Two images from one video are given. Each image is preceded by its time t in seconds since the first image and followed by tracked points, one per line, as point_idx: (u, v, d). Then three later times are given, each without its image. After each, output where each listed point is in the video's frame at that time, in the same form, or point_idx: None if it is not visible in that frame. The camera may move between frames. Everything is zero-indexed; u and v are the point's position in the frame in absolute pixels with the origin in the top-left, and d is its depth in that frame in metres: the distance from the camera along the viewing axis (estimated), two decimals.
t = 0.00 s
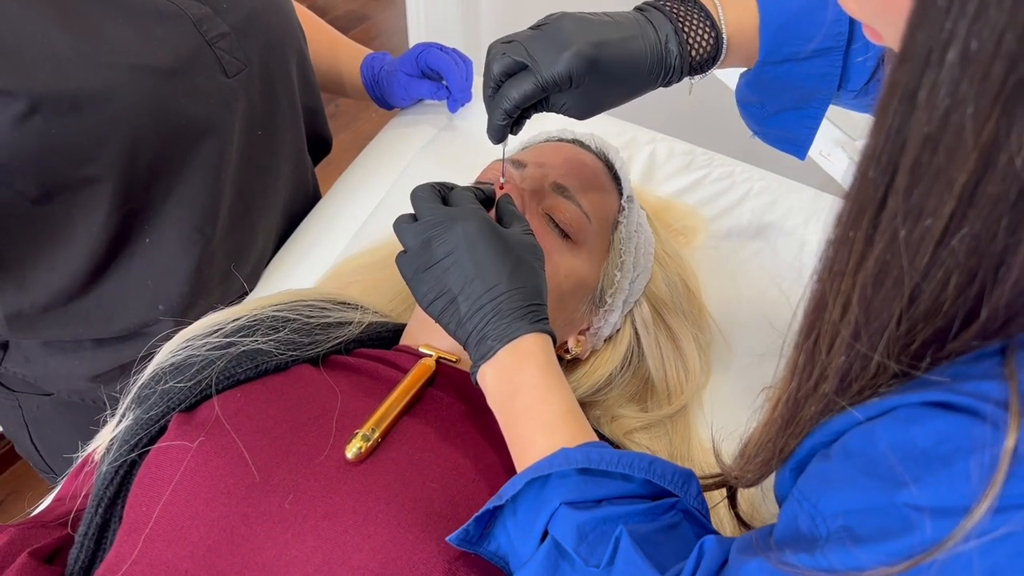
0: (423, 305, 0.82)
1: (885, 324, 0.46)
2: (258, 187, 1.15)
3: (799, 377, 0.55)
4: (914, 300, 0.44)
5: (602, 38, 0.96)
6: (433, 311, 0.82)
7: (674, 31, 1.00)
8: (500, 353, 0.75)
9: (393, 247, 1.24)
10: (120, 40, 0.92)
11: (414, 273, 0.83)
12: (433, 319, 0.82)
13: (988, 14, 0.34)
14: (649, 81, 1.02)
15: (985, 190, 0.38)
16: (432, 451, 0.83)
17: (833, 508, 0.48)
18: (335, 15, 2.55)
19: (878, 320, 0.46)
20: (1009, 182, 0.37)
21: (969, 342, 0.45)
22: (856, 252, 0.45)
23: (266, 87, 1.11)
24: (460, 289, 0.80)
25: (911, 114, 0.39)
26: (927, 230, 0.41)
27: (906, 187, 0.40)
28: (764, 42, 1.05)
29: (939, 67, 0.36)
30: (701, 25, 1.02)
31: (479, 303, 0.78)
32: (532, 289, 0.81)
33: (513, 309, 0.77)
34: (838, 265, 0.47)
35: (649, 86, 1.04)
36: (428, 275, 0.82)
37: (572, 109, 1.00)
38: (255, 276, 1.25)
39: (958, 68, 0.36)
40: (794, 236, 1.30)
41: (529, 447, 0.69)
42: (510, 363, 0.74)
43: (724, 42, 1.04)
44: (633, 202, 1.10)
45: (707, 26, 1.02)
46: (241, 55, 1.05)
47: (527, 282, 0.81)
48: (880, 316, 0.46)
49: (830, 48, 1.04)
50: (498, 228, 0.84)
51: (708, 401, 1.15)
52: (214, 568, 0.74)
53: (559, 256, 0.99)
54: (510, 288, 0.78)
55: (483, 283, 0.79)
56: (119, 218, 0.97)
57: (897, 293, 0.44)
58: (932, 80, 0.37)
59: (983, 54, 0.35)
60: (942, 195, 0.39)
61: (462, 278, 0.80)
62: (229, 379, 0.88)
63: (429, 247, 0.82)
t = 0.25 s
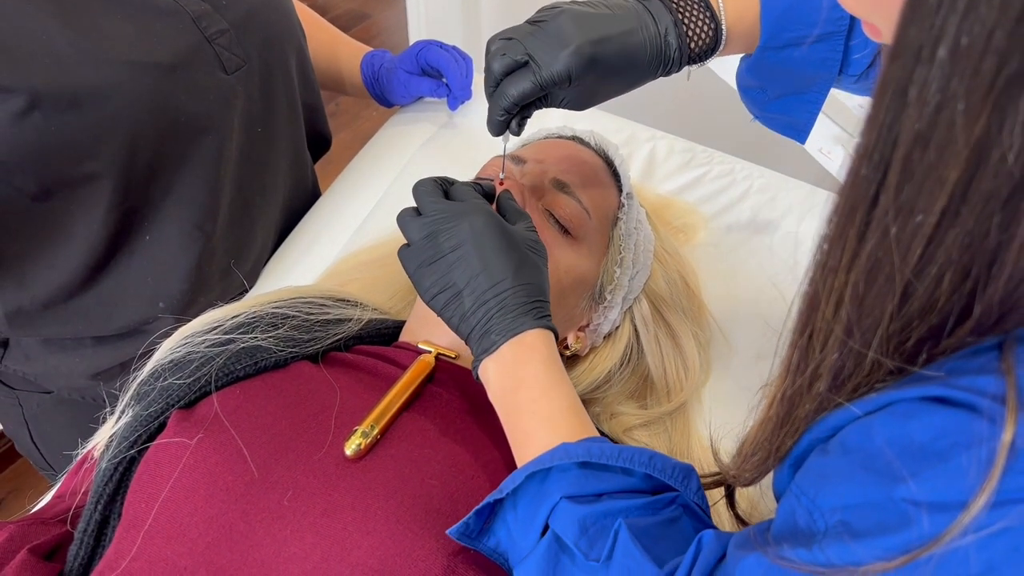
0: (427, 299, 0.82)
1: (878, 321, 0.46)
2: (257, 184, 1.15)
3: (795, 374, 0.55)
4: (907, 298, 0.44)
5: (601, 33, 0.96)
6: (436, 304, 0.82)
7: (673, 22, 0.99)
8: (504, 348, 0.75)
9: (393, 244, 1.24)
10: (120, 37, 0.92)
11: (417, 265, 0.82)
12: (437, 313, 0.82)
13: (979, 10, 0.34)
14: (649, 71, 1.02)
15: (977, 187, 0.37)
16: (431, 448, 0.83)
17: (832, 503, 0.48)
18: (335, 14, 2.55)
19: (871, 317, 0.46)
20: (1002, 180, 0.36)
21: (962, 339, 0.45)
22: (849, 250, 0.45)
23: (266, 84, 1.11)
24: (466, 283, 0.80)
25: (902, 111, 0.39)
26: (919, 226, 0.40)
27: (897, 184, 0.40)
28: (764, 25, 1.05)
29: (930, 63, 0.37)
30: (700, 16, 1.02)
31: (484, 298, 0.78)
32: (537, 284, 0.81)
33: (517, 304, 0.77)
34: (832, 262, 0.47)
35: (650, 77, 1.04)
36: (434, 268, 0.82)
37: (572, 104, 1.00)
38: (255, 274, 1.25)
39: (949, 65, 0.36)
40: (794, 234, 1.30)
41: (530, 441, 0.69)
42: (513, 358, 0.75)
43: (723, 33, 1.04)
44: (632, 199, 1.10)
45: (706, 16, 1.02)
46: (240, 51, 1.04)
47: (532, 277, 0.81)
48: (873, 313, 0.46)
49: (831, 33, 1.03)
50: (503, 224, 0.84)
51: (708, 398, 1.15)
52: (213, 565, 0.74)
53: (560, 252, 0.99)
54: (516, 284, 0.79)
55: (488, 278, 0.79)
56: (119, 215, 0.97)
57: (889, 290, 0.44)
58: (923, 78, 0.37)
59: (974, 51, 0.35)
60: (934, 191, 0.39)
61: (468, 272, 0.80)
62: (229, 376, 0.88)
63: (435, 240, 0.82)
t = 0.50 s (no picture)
0: (428, 292, 0.82)
1: (873, 319, 0.46)
2: (258, 182, 1.15)
3: (792, 372, 0.54)
4: (903, 295, 0.44)
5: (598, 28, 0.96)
6: (438, 298, 0.82)
7: (670, 16, 1.00)
8: (506, 342, 0.75)
9: (394, 243, 1.24)
10: (122, 34, 0.92)
11: (420, 258, 0.82)
12: (438, 306, 0.82)
13: (973, 9, 0.34)
14: (647, 63, 1.02)
15: (971, 186, 0.37)
16: (432, 446, 0.83)
17: (832, 499, 0.48)
18: (336, 13, 2.55)
19: (866, 315, 0.46)
20: (997, 179, 0.37)
21: (958, 338, 0.45)
22: (844, 249, 0.45)
23: (267, 83, 1.11)
24: (469, 277, 0.80)
25: (897, 109, 0.39)
26: (913, 224, 0.40)
27: (891, 182, 0.40)
28: (762, 15, 1.05)
29: (925, 61, 0.37)
30: (696, 10, 1.03)
31: (487, 292, 0.78)
32: (540, 281, 0.81)
33: (521, 299, 0.77)
34: (827, 260, 0.47)
35: (647, 70, 1.04)
36: (437, 261, 0.82)
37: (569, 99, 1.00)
38: (256, 272, 1.25)
39: (944, 63, 0.36)
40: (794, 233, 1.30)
41: (532, 436, 0.69)
42: (513, 352, 0.75)
43: (718, 27, 1.05)
44: (633, 197, 1.10)
45: (702, 10, 1.03)
46: (242, 49, 1.05)
47: (535, 274, 0.81)
48: (869, 311, 0.46)
49: (831, 21, 1.03)
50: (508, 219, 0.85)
51: (708, 396, 1.15)
52: (213, 564, 0.74)
53: (561, 247, 0.99)
54: (519, 279, 0.79)
55: (492, 273, 0.79)
56: (120, 213, 0.97)
57: (884, 288, 0.44)
58: (917, 77, 0.37)
59: (968, 49, 0.35)
60: (929, 188, 0.39)
61: (471, 267, 0.80)
62: (229, 374, 0.88)
63: (439, 232, 0.83)
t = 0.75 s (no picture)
0: (428, 294, 0.82)
1: (867, 325, 0.46)
2: (260, 182, 1.16)
3: (789, 375, 0.54)
4: (898, 299, 0.44)
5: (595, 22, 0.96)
6: (438, 300, 0.82)
7: (668, 8, 0.99)
8: (506, 345, 0.76)
9: (395, 243, 1.24)
10: (124, 35, 0.92)
11: (421, 261, 0.83)
12: (438, 308, 0.82)
13: (966, 15, 0.34)
14: (645, 57, 1.02)
15: (965, 191, 0.37)
16: (433, 446, 0.83)
17: (831, 500, 0.48)
18: (337, 12, 2.55)
19: (860, 319, 0.46)
20: (991, 183, 0.37)
21: (953, 342, 0.45)
22: (839, 252, 0.45)
23: (269, 84, 1.11)
24: (469, 279, 0.80)
25: (890, 115, 0.39)
26: (908, 229, 0.41)
27: (885, 187, 0.41)
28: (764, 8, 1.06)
29: (917, 67, 0.37)
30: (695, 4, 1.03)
31: (488, 295, 0.78)
32: (540, 283, 0.81)
33: (522, 301, 0.77)
34: (822, 264, 0.47)
35: (648, 61, 1.04)
36: (438, 262, 0.82)
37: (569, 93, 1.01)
38: (257, 272, 1.25)
39: (937, 69, 0.36)
40: (795, 233, 1.30)
41: (532, 437, 0.69)
42: (513, 354, 0.75)
43: (718, 20, 1.05)
44: (634, 197, 1.10)
45: (702, 3, 1.03)
46: (244, 50, 1.05)
47: (536, 276, 0.81)
48: (864, 316, 0.46)
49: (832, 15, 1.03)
50: (508, 221, 0.85)
51: (709, 396, 1.15)
52: (214, 563, 0.74)
53: (561, 248, 0.99)
54: (520, 281, 0.79)
55: (492, 275, 0.79)
56: (122, 213, 0.97)
57: (879, 293, 0.44)
58: (910, 83, 0.37)
59: (961, 54, 0.35)
60: (923, 193, 0.39)
61: (472, 269, 0.80)
62: (230, 374, 0.88)
63: (440, 234, 0.83)
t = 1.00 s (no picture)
0: (427, 296, 0.82)
1: (858, 325, 0.47)
2: (260, 183, 1.16)
3: (784, 374, 0.55)
4: (889, 299, 0.44)
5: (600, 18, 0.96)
6: (437, 302, 0.82)
7: (675, 5, 0.98)
8: (505, 346, 0.76)
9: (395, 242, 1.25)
10: (125, 35, 0.93)
11: (419, 263, 0.83)
12: (438, 310, 0.83)
13: (955, 18, 0.34)
14: (650, 54, 1.01)
15: (954, 193, 0.38)
16: (433, 446, 0.83)
17: (825, 500, 0.48)
18: (337, 11, 2.55)
19: (852, 320, 0.47)
20: (979, 185, 0.37)
21: (945, 341, 0.45)
22: (831, 253, 0.46)
23: (269, 84, 1.11)
24: (468, 282, 0.80)
25: (881, 116, 0.40)
26: (898, 229, 0.41)
27: (876, 187, 0.41)
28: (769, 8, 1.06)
29: (907, 69, 0.37)
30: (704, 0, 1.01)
31: (486, 297, 0.79)
32: (538, 285, 0.81)
33: (520, 304, 0.77)
34: (815, 263, 0.48)
35: (653, 59, 1.03)
36: (436, 265, 0.82)
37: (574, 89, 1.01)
38: (257, 272, 1.25)
39: (926, 71, 0.36)
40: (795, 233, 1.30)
41: (532, 437, 0.69)
42: (512, 356, 0.75)
43: (724, 16, 1.03)
44: (633, 196, 1.10)
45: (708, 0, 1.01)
46: (244, 51, 1.05)
47: (535, 278, 0.81)
48: (856, 317, 0.46)
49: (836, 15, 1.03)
50: (506, 224, 0.84)
51: (709, 395, 1.15)
52: (215, 563, 0.74)
53: (561, 247, 0.99)
54: (519, 284, 0.79)
55: (491, 278, 0.79)
56: (123, 213, 0.97)
57: (871, 292, 0.45)
58: (901, 85, 0.38)
59: (950, 57, 0.35)
60: (913, 194, 0.39)
61: (470, 272, 0.80)
62: (230, 374, 0.88)
63: (438, 236, 0.83)
